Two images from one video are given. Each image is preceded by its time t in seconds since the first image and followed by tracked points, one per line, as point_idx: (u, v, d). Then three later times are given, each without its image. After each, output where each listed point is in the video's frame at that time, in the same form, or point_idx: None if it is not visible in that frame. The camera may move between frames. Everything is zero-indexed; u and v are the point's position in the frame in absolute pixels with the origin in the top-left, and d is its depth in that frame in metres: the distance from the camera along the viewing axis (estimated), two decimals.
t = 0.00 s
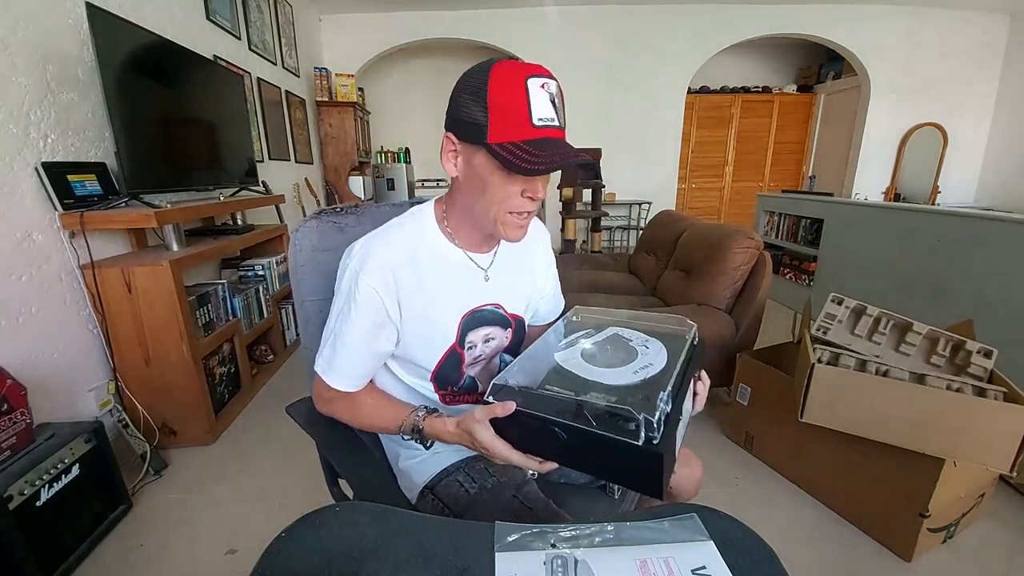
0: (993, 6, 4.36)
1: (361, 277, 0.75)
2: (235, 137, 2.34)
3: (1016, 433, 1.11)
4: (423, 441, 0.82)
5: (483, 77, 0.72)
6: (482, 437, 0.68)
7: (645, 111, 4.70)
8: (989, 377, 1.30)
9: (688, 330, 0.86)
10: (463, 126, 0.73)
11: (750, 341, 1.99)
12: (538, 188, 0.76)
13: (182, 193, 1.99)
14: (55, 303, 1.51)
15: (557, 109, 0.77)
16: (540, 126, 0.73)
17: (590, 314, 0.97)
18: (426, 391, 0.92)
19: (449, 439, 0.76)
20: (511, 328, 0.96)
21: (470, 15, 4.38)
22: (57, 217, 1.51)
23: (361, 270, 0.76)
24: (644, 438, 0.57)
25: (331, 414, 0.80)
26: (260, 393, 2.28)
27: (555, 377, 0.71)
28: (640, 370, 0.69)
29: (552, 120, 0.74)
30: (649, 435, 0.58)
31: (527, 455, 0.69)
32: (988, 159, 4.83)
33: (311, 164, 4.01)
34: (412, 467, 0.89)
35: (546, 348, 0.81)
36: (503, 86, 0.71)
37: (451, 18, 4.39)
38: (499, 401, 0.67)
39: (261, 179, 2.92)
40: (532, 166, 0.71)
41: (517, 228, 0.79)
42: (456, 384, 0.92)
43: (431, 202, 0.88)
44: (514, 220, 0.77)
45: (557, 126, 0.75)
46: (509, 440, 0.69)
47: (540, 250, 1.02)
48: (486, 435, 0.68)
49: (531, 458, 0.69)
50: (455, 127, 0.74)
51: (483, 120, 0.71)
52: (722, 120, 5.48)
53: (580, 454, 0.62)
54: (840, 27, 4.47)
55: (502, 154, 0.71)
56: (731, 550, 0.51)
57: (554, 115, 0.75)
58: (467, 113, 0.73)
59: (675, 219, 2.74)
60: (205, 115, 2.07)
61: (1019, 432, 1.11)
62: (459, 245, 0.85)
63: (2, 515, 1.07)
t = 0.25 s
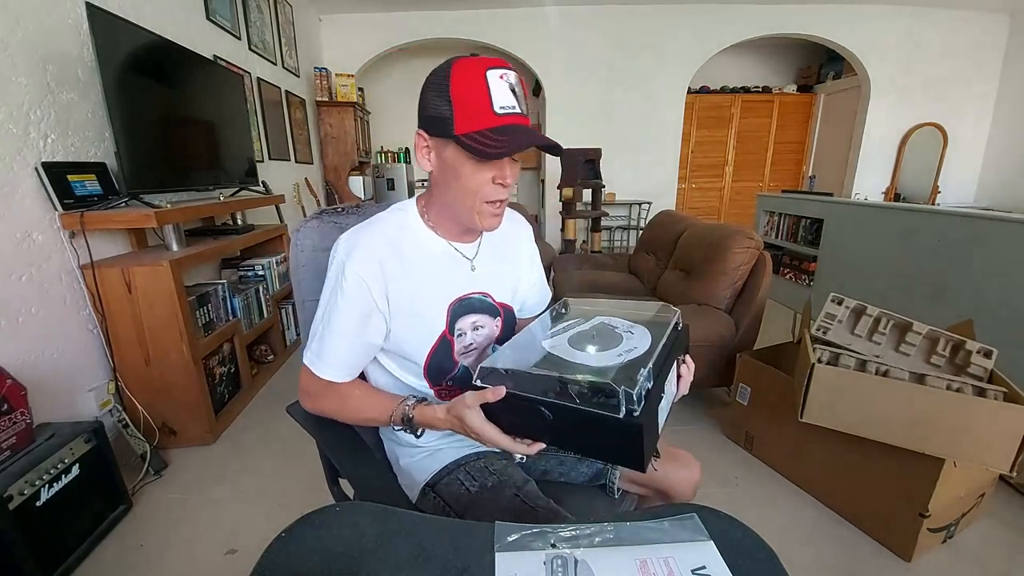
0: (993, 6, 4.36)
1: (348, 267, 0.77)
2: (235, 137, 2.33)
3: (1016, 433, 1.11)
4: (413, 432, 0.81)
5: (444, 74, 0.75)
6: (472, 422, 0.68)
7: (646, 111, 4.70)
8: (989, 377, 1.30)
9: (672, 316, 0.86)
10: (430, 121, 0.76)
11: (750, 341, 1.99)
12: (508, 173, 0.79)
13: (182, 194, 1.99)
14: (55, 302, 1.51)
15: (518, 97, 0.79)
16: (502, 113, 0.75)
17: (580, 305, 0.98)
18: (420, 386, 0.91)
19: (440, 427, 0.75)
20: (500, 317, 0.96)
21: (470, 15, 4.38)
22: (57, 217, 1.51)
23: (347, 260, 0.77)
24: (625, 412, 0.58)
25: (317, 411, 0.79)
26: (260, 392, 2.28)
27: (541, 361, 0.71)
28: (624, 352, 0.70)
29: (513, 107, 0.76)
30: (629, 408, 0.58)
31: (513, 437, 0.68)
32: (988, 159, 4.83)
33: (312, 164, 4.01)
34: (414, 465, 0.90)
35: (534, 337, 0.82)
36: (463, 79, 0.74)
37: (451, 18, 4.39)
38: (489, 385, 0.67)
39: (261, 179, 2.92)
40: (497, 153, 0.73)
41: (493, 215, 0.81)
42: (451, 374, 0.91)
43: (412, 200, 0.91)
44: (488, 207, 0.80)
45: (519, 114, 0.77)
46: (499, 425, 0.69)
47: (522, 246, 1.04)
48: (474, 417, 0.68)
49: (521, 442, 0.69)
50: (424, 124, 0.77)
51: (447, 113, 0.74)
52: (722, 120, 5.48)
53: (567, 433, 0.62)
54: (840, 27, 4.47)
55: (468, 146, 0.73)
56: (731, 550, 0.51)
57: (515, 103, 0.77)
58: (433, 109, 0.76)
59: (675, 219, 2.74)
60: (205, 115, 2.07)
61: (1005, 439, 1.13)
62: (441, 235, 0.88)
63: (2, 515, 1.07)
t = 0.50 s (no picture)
0: (993, 6, 4.36)
1: (336, 265, 0.77)
2: (235, 137, 2.33)
3: (1016, 433, 1.11)
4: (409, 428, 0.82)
5: (420, 75, 0.76)
6: (466, 413, 0.67)
7: (645, 111, 4.70)
8: (989, 377, 1.30)
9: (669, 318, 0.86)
10: (408, 122, 0.77)
11: (750, 341, 1.99)
12: (489, 169, 0.79)
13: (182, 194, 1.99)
14: (55, 303, 1.51)
15: (494, 94, 0.79)
16: (477, 111, 0.75)
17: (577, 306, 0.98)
18: (412, 384, 0.90)
19: (434, 418, 0.76)
20: (493, 315, 0.96)
21: (471, 14, 4.38)
22: (57, 217, 1.51)
23: (335, 260, 0.78)
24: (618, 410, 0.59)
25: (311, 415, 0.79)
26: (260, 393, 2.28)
27: (537, 357, 0.72)
28: (618, 351, 0.71)
29: (489, 104, 0.76)
30: (622, 408, 0.59)
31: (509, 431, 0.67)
32: (988, 159, 4.83)
33: (311, 164, 4.01)
34: (414, 465, 0.90)
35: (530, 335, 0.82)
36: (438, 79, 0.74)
37: (451, 18, 4.39)
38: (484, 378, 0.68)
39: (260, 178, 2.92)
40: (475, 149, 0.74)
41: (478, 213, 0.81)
42: (444, 372, 0.90)
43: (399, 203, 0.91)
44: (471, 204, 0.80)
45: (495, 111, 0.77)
46: (493, 416, 0.68)
47: (516, 245, 1.04)
48: (470, 407, 0.66)
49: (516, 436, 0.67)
50: (404, 126, 0.78)
51: (424, 113, 0.74)
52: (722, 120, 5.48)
53: (561, 431, 0.63)
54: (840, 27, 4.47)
55: (446, 144, 0.74)
56: (731, 550, 0.51)
57: (491, 100, 0.78)
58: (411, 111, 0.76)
59: (675, 220, 2.74)
60: (205, 115, 2.07)
61: (1006, 438, 1.13)
62: (429, 233, 0.88)
63: (2, 515, 1.07)
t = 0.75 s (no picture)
0: (993, 6, 4.36)
1: (333, 266, 0.77)
2: (235, 137, 2.33)
3: (1016, 434, 1.11)
4: (407, 429, 0.81)
5: (423, 78, 0.75)
6: (463, 415, 0.67)
7: (645, 111, 4.70)
8: (989, 377, 1.30)
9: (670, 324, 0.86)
10: (410, 127, 0.76)
11: (750, 341, 1.99)
12: (489, 179, 0.79)
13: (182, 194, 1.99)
14: (55, 303, 1.51)
15: (498, 103, 0.79)
16: (480, 120, 0.75)
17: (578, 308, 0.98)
18: (410, 385, 0.90)
19: (432, 418, 0.75)
20: (492, 318, 0.96)
21: (471, 14, 4.38)
22: (57, 217, 1.51)
23: (331, 263, 0.77)
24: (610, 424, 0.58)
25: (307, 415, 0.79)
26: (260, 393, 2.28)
27: (536, 365, 0.72)
28: (617, 361, 0.70)
29: (492, 114, 0.76)
30: (614, 422, 0.58)
31: (505, 436, 0.67)
32: (988, 158, 4.83)
33: (311, 164, 4.01)
34: (413, 466, 0.90)
35: (528, 340, 0.82)
36: (442, 85, 0.73)
37: (451, 18, 4.39)
38: (481, 384, 0.69)
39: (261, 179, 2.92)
40: (475, 160, 0.73)
41: (475, 221, 0.82)
42: (442, 374, 0.91)
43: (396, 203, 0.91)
44: (469, 211, 0.80)
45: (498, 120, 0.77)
46: (490, 420, 0.68)
47: (516, 246, 1.04)
48: (466, 410, 0.67)
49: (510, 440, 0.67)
50: (406, 130, 0.78)
51: (426, 120, 0.74)
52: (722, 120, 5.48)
53: (554, 440, 0.62)
54: (840, 27, 4.47)
55: (447, 153, 0.74)
56: (731, 550, 0.51)
57: (494, 110, 0.77)
58: (413, 115, 0.76)
59: (675, 220, 2.74)
60: (205, 115, 2.07)
61: (1010, 434, 1.12)
62: (427, 235, 0.88)
63: (2, 515, 1.07)
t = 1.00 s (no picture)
0: (993, 6, 4.36)
1: (333, 270, 0.76)
2: (236, 137, 2.33)
3: (1016, 434, 1.12)
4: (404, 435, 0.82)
5: (422, 70, 0.78)
6: (457, 425, 0.68)
7: (645, 111, 4.70)
8: (989, 377, 1.30)
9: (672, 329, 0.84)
10: (409, 118, 0.79)
11: (750, 342, 1.99)
12: (481, 167, 0.78)
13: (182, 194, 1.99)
14: (55, 303, 1.50)
15: (493, 91, 0.78)
16: (471, 105, 0.75)
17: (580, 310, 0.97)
18: (412, 389, 0.91)
19: (427, 426, 0.76)
20: (495, 321, 0.96)
21: (471, 14, 4.38)
22: (57, 217, 1.51)
23: (331, 267, 0.77)
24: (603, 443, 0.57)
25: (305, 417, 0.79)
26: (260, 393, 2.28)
27: (531, 374, 0.71)
28: (614, 371, 0.68)
29: (485, 100, 0.76)
30: (606, 441, 0.57)
31: (497, 448, 0.68)
32: (988, 158, 4.83)
33: (311, 164, 4.01)
34: (413, 467, 0.90)
35: (525, 346, 0.81)
36: (435, 75, 0.75)
37: (451, 18, 4.39)
38: (474, 395, 0.68)
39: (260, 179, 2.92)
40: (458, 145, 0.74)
41: (470, 211, 0.81)
42: (444, 378, 0.91)
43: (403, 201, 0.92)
44: (461, 201, 0.79)
45: (491, 107, 0.76)
46: (484, 431, 0.68)
47: (520, 248, 1.04)
48: (459, 419, 0.67)
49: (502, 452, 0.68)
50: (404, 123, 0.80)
51: (419, 108, 0.77)
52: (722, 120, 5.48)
53: (547, 453, 0.62)
54: (840, 27, 4.47)
55: (436, 136, 0.75)
56: (731, 550, 0.51)
57: (489, 97, 0.77)
58: (411, 107, 0.79)
59: (675, 220, 2.74)
60: (205, 115, 2.07)
61: (1009, 432, 1.12)
62: (428, 236, 0.88)
63: (2, 515, 1.07)
